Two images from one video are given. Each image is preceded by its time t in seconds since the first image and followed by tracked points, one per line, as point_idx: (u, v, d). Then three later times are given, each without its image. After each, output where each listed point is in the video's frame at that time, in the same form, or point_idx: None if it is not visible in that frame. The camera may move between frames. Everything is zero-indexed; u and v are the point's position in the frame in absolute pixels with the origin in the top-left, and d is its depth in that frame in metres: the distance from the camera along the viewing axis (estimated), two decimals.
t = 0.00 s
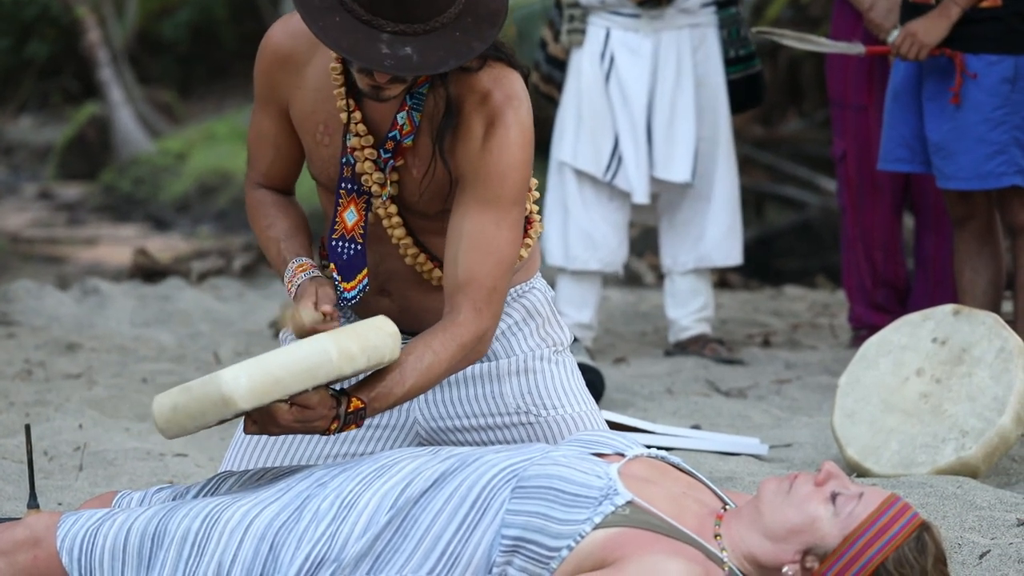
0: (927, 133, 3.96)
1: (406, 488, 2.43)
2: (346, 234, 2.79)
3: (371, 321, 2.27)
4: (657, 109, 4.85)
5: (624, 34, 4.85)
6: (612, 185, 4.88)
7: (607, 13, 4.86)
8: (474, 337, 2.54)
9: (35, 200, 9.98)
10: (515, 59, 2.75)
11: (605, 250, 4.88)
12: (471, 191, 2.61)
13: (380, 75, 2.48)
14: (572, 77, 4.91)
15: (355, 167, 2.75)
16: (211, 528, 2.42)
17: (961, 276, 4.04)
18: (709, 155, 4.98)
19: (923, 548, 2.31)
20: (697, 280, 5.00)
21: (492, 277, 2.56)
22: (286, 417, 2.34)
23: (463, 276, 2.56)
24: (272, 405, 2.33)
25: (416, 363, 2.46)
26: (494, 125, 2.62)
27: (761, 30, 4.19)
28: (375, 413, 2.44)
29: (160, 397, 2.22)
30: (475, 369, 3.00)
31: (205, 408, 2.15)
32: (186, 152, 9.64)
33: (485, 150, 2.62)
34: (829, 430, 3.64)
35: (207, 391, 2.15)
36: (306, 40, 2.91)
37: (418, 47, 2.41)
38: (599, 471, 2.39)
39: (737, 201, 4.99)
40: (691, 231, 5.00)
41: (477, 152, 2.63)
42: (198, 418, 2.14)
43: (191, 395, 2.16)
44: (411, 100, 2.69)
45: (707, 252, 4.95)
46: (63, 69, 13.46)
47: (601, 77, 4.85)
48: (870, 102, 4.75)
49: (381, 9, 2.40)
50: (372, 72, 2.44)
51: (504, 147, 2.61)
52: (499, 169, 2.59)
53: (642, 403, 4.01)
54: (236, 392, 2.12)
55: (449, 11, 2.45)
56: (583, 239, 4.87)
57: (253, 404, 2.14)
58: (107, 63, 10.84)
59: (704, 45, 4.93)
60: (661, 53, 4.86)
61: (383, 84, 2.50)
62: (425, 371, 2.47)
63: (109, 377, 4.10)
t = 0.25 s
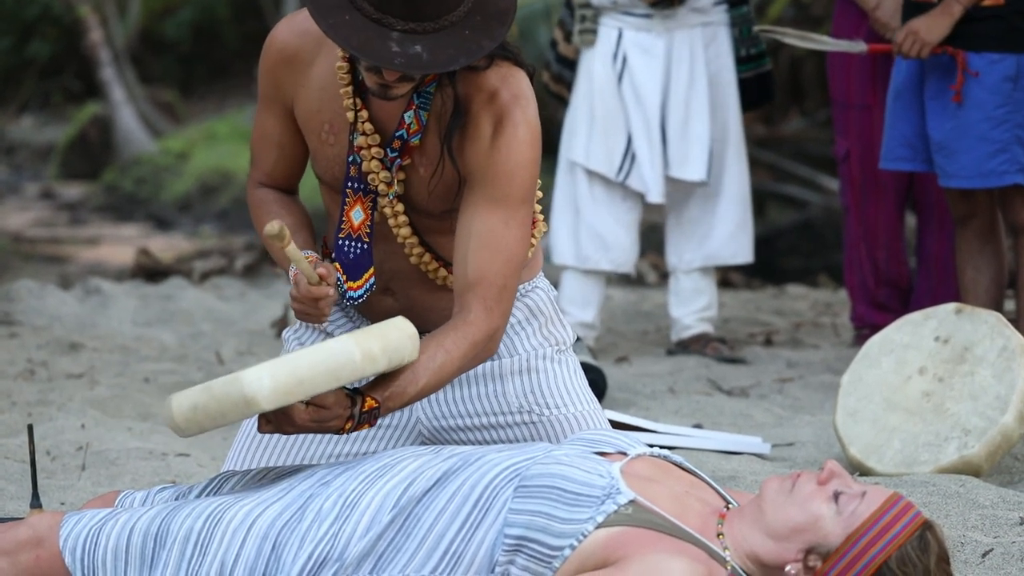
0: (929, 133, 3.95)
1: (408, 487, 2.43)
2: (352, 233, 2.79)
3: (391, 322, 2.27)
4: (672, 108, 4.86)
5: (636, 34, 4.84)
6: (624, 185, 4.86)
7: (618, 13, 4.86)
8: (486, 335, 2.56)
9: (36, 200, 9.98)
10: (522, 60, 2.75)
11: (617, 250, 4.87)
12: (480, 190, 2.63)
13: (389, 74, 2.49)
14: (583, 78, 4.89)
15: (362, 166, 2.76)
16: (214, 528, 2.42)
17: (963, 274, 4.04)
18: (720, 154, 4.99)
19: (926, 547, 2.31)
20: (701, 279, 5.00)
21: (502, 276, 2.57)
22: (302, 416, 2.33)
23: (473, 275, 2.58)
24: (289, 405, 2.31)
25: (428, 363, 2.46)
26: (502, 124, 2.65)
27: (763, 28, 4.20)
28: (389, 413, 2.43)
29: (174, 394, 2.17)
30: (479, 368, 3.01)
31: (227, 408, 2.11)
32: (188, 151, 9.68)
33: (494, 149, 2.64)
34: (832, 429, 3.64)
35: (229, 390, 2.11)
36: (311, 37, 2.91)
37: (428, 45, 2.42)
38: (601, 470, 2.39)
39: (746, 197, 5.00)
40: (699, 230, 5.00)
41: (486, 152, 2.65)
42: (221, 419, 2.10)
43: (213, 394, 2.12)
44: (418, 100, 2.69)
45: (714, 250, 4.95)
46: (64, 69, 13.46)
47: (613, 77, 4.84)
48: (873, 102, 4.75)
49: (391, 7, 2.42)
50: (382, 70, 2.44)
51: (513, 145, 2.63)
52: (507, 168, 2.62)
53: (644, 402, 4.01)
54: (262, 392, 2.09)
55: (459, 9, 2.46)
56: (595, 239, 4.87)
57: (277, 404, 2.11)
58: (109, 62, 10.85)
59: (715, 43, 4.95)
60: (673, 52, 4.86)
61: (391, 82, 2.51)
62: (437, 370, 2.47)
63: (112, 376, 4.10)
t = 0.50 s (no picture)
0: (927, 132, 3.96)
1: (404, 488, 2.42)
2: (352, 232, 2.79)
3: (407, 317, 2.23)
4: (679, 111, 4.84)
5: (643, 34, 4.83)
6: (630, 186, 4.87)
7: (624, 13, 4.85)
8: (491, 334, 2.54)
9: (36, 199, 9.99)
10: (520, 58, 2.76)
11: (621, 251, 4.87)
12: (482, 188, 2.63)
13: (391, 72, 2.49)
14: (589, 78, 4.91)
15: (361, 166, 2.75)
16: (210, 528, 2.43)
17: (961, 274, 4.03)
18: (723, 154, 4.97)
19: (923, 548, 2.30)
20: (700, 278, 4.99)
21: (507, 274, 2.57)
22: (314, 413, 2.28)
23: (478, 274, 2.58)
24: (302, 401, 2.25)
25: (439, 361, 2.43)
26: (503, 122, 2.65)
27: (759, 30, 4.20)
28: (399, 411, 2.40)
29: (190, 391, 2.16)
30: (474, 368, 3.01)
31: (242, 404, 2.09)
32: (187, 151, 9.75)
33: (495, 148, 2.64)
34: (828, 429, 3.65)
35: (245, 386, 2.09)
36: (310, 37, 2.91)
37: (431, 42, 2.42)
38: (597, 471, 2.39)
39: (749, 199, 4.99)
40: (700, 228, 5.00)
41: (488, 151, 2.65)
42: (236, 414, 2.08)
43: (228, 391, 2.10)
44: (418, 99, 2.69)
45: (715, 250, 4.95)
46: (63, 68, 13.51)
47: (619, 78, 4.84)
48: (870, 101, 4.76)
49: (395, 5, 2.41)
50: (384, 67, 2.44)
51: (514, 143, 2.63)
52: (510, 167, 2.61)
53: (640, 402, 4.02)
54: (276, 389, 2.07)
55: (460, 8, 2.45)
56: (600, 240, 4.87)
57: (292, 400, 2.09)
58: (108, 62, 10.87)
59: (721, 42, 4.94)
60: (680, 52, 4.84)
61: (392, 80, 2.51)
62: (448, 370, 2.44)
63: (109, 376, 4.11)
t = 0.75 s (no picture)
0: (921, 137, 3.97)
1: (398, 494, 2.42)
2: (351, 236, 2.80)
3: (422, 316, 2.23)
4: (676, 117, 4.86)
5: (641, 39, 4.83)
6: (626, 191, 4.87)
7: (623, 18, 4.83)
8: (499, 336, 2.55)
9: (31, 204, 9.99)
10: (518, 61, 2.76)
11: (615, 255, 4.88)
12: (484, 191, 2.63)
13: (391, 75, 2.50)
14: (586, 82, 4.89)
15: (359, 170, 2.75)
16: (205, 534, 2.44)
17: (955, 278, 4.04)
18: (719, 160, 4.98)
19: (917, 553, 2.31)
20: (695, 284, 5.00)
21: (511, 276, 2.57)
22: (330, 415, 2.30)
23: (481, 277, 2.58)
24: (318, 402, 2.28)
25: (449, 363, 2.45)
26: (504, 124, 2.65)
27: (754, 36, 4.19)
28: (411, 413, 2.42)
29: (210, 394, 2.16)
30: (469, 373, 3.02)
31: (262, 403, 2.09)
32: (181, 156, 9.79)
33: (497, 151, 2.64)
34: (822, 435, 3.65)
35: (266, 386, 2.09)
36: (309, 42, 2.91)
37: (432, 44, 2.42)
38: (591, 477, 2.38)
39: (746, 207, 4.99)
40: (695, 235, 5.00)
41: (489, 154, 2.65)
42: (256, 415, 2.08)
43: (249, 391, 2.10)
44: (417, 102, 2.69)
45: (712, 256, 4.95)
46: (58, 73, 13.53)
47: (617, 83, 4.83)
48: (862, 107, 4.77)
49: (396, 6, 2.42)
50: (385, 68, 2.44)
51: (515, 146, 2.63)
52: (511, 170, 2.62)
53: (635, 407, 4.02)
54: (298, 387, 2.07)
55: (460, 11, 2.46)
56: (594, 243, 4.87)
57: (313, 398, 2.09)
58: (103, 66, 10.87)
59: (719, 48, 4.96)
60: (677, 58, 4.85)
61: (393, 83, 2.52)
62: (456, 374, 2.46)
63: (103, 382, 4.11)
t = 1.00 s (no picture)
0: (909, 150, 3.97)
1: (386, 510, 2.42)
2: (342, 250, 2.73)
3: (433, 330, 2.23)
4: (656, 134, 4.86)
5: (621, 52, 4.83)
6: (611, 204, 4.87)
7: (603, 31, 4.83)
8: (497, 350, 2.53)
9: (20, 218, 9.98)
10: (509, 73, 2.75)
11: (603, 267, 4.89)
12: (478, 204, 2.61)
13: (384, 87, 2.49)
14: (568, 95, 4.89)
15: (351, 184, 2.70)
16: (192, 549, 2.44)
17: (944, 292, 4.03)
18: (702, 173, 4.98)
19: (905, 568, 2.33)
20: (681, 298, 5.00)
21: (508, 289, 2.55)
22: (337, 431, 2.24)
23: (479, 290, 2.55)
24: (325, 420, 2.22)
25: (451, 377, 2.42)
26: (498, 137, 2.63)
27: (744, 56, 4.19)
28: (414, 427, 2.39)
29: (225, 413, 2.14)
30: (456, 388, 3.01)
31: (279, 422, 2.07)
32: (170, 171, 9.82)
33: (491, 163, 2.61)
34: (811, 449, 3.66)
35: (283, 405, 2.07)
36: (298, 55, 2.84)
37: (426, 56, 2.41)
38: (579, 492, 2.35)
39: (728, 217, 5.00)
40: (679, 247, 5.00)
41: (484, 167, 2.62)
42: (274, 433, 2.07)
43: (265, 410, 2.08)
44: (411, 115, 2.64)
45: (699, 268, 4.95)
46: (48, 86, 13.56)
47: (597, 96, 4.84)
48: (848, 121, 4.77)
49: (391, 18, 2.40)
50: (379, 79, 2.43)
51: (510, 158, 2.61)
52: (506, 184, 2.59)
53: (623, 422, 4.01)
54: (316, 404, 2.05)
55: (456, 22, 2.45)
56: (583, 257, 4.87)
57: (330, 416, 2.07)
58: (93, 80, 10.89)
59: (698, 62, 4.95)
60: (657, 70, 4.86)
61: (386, 95, 2.51)
62: (460, 384, 2.45)
63: (92, 397, 4.11)
